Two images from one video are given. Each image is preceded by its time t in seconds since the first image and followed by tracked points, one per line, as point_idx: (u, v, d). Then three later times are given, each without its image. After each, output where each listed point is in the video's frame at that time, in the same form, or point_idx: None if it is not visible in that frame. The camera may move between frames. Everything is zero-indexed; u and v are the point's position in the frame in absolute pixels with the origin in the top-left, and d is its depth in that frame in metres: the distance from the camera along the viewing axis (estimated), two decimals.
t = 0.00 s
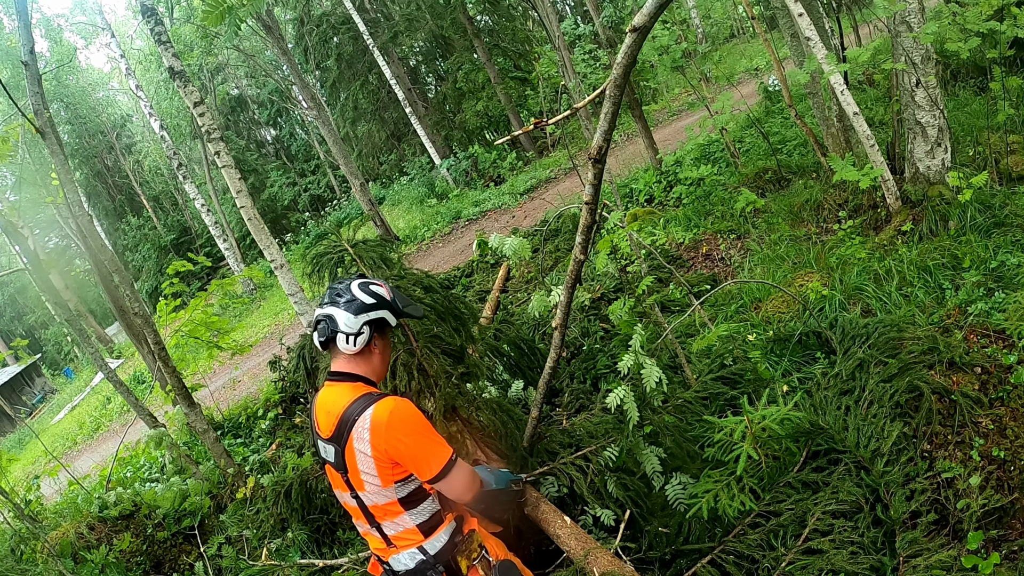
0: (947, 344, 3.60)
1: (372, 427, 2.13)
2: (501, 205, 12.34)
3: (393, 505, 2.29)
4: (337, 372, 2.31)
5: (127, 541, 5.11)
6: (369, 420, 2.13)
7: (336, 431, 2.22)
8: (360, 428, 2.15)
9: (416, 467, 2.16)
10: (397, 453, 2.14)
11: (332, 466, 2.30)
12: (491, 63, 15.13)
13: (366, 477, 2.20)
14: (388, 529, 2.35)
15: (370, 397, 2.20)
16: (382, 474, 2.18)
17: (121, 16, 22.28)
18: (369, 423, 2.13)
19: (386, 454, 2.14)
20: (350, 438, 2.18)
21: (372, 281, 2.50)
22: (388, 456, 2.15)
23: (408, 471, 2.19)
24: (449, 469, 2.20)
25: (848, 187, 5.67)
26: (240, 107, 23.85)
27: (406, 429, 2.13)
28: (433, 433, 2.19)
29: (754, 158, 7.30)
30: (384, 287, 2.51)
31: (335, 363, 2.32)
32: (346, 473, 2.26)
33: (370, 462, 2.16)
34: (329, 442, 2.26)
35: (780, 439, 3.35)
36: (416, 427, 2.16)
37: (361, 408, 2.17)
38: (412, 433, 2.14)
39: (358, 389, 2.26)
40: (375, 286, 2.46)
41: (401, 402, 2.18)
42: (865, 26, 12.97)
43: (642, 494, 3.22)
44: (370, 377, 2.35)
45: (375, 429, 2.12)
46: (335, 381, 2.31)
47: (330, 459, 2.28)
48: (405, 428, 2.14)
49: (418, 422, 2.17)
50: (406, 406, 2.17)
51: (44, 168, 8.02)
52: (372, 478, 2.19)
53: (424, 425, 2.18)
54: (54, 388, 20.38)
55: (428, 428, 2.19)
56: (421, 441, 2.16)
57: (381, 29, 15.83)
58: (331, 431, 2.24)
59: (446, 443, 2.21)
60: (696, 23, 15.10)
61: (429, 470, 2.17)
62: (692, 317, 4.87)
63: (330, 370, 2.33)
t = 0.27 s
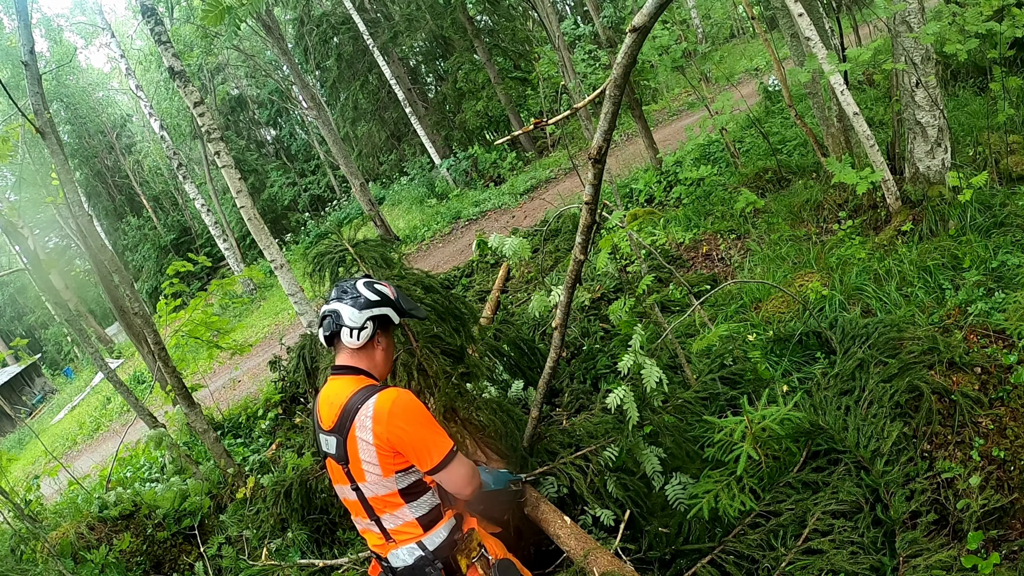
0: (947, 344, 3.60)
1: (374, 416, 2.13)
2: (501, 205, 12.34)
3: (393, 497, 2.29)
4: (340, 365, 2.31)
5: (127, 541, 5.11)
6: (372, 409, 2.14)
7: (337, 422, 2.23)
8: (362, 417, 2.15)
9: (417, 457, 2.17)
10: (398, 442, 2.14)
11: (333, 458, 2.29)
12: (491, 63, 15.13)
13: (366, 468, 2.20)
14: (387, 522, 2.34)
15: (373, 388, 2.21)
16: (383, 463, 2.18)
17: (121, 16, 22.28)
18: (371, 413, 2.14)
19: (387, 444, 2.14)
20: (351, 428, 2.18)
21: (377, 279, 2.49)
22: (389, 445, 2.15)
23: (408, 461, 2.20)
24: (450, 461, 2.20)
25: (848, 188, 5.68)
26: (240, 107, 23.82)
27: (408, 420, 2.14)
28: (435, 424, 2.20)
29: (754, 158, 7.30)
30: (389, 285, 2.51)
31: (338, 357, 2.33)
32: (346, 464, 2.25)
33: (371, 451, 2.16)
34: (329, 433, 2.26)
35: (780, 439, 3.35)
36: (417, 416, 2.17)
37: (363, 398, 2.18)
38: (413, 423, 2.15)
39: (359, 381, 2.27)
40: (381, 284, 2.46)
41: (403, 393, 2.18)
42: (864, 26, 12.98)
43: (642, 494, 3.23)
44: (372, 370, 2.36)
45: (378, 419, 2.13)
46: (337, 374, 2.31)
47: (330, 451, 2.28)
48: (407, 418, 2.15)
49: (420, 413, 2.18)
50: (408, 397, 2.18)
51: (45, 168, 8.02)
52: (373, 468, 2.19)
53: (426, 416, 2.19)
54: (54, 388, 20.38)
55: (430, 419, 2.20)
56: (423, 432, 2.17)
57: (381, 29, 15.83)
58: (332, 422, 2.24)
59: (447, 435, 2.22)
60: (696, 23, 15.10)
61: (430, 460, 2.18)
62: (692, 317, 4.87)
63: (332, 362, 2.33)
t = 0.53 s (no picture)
0: (947, 344, 3.60)
1: (376, 416, 2.13)
2: (501, 205, 12.34)
3: (394, 498, 2.29)
4: (342, 365, 2.32)
5: (127, 541, 5.11)
6: (373, 409, 2.14)
7: (339, 421, 2.23)
8: (363, 417, 2.15)
9: (418, 457, 2.17)
10: (399, 442, 2.14)
11: (334, 458, 2.29)
12: (491, 63, 15.13)
13: (367, 468, 2.20)
14: (388, 523, 2.34)
15: (374, 387, 2.21)
16: (384, 464, 2.17)
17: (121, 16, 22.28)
18: (373, 412, 2.14)
19: (388, 444, 2.14)
20: (353, 427, 2.18)
21: (377, 278, 2.49)
22: (391, 445, 2.15)
23: (410, 462, 2.19)
24: (452, 462, 2.20)
25: (848, 188, 5.68)
26: (241, 107, 23.81)
27: (410, 420, 2.14)
28: (437, 425, 2.20)
29: (754, 158, 7.30)
30: (389, 284, 2.51)
31: (339, 357, 2.33)
32: (347, 465, 2.25)
33: (372, 452, 2.16)
34: (331, 433, 2.26)
35: (780, 439, 3.36)
36: (419, 417, 2.17)
37: (365, 398, 2.17)
38: (415, 423, 2.15)
39: (361, 381, 2.27)
40: (381, 283, 2.46)
41: (405, 394, 2.18)
42: (863, 27, 12.99)
43: (642, 494, 3.22)
44: (374, 370, 2.36)
45: (380, 418, 2.13)
46: (339, 374, 2.31)
47: (332, 451, 2.28)
48: (408, 418, 2.14)
49: (421, 413, 2.18)
50: (410, 397, 2.18)
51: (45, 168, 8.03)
52: (374, 469, 2.19)
53: (428, 416, 2.18)
54: (54, 388, 20.38)
55: (432, 419, 2.19)
56: (425, 432, 2.16)
57: (381, 30, 15.83)
58: (334, 422, 2.24)
59: (449, 436, 2.22)
60: (695, 23, 15.10)
61: (432, 461, 2.18)
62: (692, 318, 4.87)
63: (334, 362, 2.33)
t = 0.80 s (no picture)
0: (947, 343, 3.60)
1: (389, 417, 2.13)
2: (501, 205, 12.34)
3: (400, 502, 2.28)
4: (353, 362, 2.32)
5: (127, 541, 5.11)
6: (387, 410, 2.14)
7: (349, 420, 2.22)
8: (375, 418, 2.15)
9: (429, 461, 2.17)
10: (411, 445, 2.14)
11: (341, 457, 2.28)
12: (491, 63, 15.14)
13: (376, 469, 2.19)
14: (391, 527, 2.34)
15: (387, 388, 2.21)
16: (394, 466, 2.17)
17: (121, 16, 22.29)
18: (386, 413, 2.14)
19: (399, 445, 2.14)
20: (364, 427, 2.17)
21: (391, 273, 2.51)
22: (402, 447, 2.15)
23: (420, 465, 2.20)
24: (462, 468, 2.20)
25: (848, 188, 5.68)
26: (241, 107, 23.79)
27: (423, 423, 2.14)
28: (449, 429, 2.20)
29: (754, 158, 7.30)
30: (404, 279, 2.51)
31: (352, 353, 2.33)
32: (355, 465, 2.24)
33: (383, 453, 2.15)
34: (339, 431, 2.25)
35: (780, 439, 3.36)
36: (431, 421, 2.16)
37: (377, 398, 2.17)
38: (427, 427, 2.15)
39: (373, 379, 2.26)
40: (396, 278, 2.47)
41: (418, 396, 2.18)
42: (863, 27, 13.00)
43: (642, 494, 3.22)
44: (386, 369, 2.36)
45: (393, 419, 2.12)
46: (350, 371, 2.31)
47: (339, 450, 2.27)
48: (421, 421, 2.14)
49: (435, 416, 2.18)
50: (424, 400, 2.18)
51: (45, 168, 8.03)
52: (383, 470, 2.19)
53: (440, 420, 2.18)
54: (54, 388, 20.39)
55: (444, 423, 2.19)
56: (437, 436, 2.16)
57: (381, 30, 15.84)
58: (343, 420, 2.23)
59: (461, 441, 2.22)
60: (695, 23, 15.10)
61: (442, 467, 2.18)
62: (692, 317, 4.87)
63: (346, 359, 2.33)
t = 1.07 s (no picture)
0: (947, 344, 3.60)
1: (419, 421, 2.10)
2: (501, 205, 12.34)
3: (427, 512, 2.23)
4: (372, 366, 2.28)
5: (127, 541, 5.11)
6: (416, 413, 2.11)
7: (372, 426, 2.17)
8: (404, 422, 2.12)
9: (460, 465, 2.15)
10: (442, 449, 2.11)
11: (362, 468, 2.21)
12: (491, 63, 15.14)
13: (404, 477, 2.15)
14: (416, 540, 2.27)
15: (412, 391, 2.18)
16: (424, 473, 2.14)
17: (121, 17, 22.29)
18: (416, 417, 2.11)
19: (431, 449, 2.11)
20: (391, 432, 2.13)
21: (410, 271, 2.50)
22: (433, 451, 2.12)
23: (450, 470, 2.17)
24: (492, 471, 2.19)
25: (848, 188, 5.68)
26: (241, 107, 23.79)
27: (453, 425, 2.12)
28: (478, 431, 2.19)
29: (754, 158, 7.30)
30: (422, 277, 2.51)
31: (371, 357, 2.30)
32: (379, 474, 2.18)
33: (413, 459, 2.11)
34: (360, 439, 2.19)
35: (780, 439, 3.36)
36: (461, 423, 2.15)
37: (404, 402, 2.14)
38: (458, 429, 2.13)
39: (394, 383, 2.23)
40: (416, 276, 2.47)
41: (447, 397, 2.17)
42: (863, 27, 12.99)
43: (643, 494, 3.22)
44: (406, 372, 2.33)
45: (424, 422, 2.10)
46: (369, 376, 2.27)
47: (360, 459, 2.20)
48: (451, 424, 2.12)
49: (464, 417, 2.17)
50: (451, 401, 2.17)
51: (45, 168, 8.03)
52: (411, 478, 2.14)
53: (470, 422, 2.17)
54: (53, 388, 20.40)
55: (473, 425, 2.18)
56: (467, 438, 2.14)
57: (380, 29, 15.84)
58: (366, 427, 2.18)
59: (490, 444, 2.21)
60: (695, 23, 15.10)
61: (473, 470, 2.16)
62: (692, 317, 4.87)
63: (363, 363, 2.29)
